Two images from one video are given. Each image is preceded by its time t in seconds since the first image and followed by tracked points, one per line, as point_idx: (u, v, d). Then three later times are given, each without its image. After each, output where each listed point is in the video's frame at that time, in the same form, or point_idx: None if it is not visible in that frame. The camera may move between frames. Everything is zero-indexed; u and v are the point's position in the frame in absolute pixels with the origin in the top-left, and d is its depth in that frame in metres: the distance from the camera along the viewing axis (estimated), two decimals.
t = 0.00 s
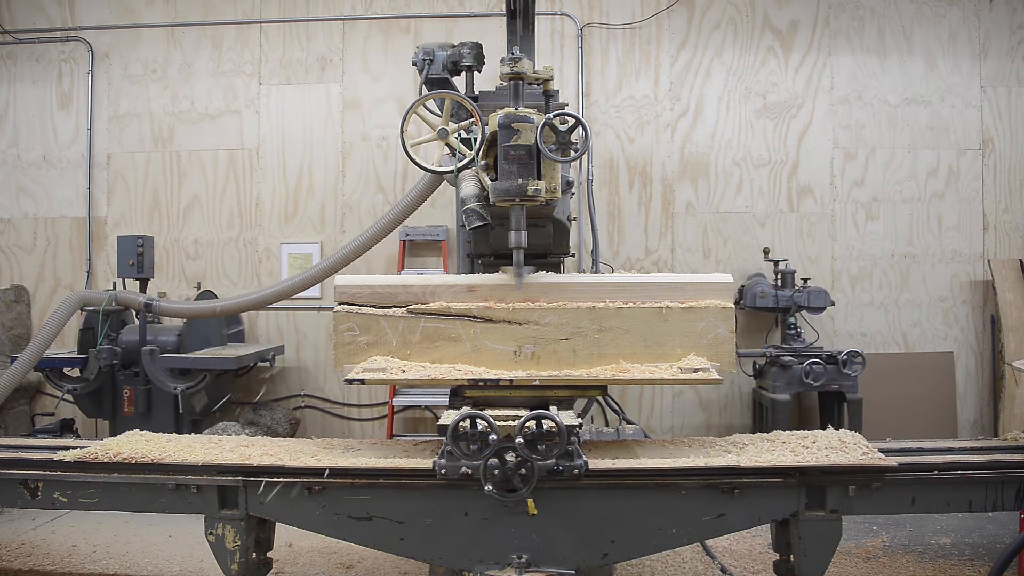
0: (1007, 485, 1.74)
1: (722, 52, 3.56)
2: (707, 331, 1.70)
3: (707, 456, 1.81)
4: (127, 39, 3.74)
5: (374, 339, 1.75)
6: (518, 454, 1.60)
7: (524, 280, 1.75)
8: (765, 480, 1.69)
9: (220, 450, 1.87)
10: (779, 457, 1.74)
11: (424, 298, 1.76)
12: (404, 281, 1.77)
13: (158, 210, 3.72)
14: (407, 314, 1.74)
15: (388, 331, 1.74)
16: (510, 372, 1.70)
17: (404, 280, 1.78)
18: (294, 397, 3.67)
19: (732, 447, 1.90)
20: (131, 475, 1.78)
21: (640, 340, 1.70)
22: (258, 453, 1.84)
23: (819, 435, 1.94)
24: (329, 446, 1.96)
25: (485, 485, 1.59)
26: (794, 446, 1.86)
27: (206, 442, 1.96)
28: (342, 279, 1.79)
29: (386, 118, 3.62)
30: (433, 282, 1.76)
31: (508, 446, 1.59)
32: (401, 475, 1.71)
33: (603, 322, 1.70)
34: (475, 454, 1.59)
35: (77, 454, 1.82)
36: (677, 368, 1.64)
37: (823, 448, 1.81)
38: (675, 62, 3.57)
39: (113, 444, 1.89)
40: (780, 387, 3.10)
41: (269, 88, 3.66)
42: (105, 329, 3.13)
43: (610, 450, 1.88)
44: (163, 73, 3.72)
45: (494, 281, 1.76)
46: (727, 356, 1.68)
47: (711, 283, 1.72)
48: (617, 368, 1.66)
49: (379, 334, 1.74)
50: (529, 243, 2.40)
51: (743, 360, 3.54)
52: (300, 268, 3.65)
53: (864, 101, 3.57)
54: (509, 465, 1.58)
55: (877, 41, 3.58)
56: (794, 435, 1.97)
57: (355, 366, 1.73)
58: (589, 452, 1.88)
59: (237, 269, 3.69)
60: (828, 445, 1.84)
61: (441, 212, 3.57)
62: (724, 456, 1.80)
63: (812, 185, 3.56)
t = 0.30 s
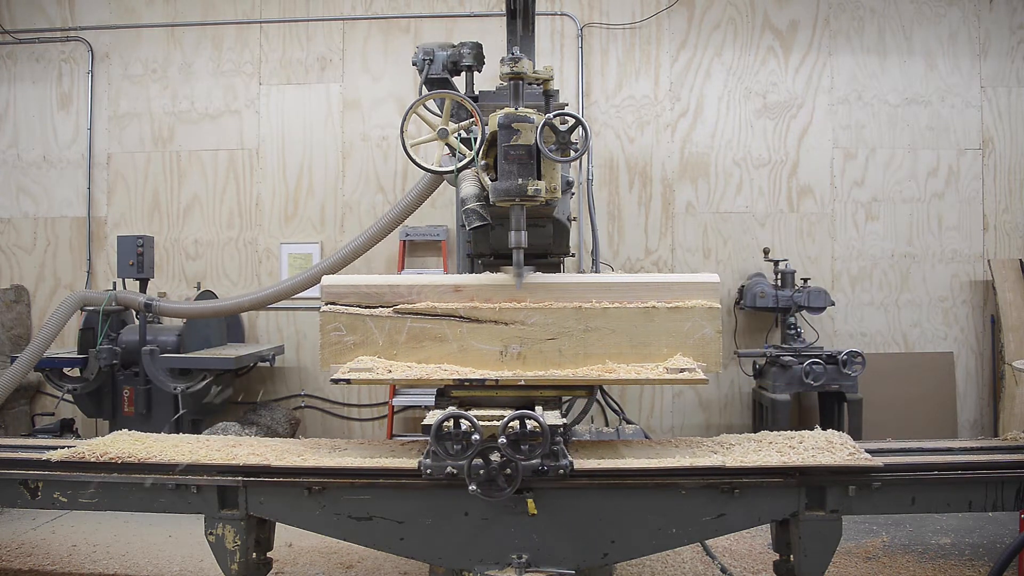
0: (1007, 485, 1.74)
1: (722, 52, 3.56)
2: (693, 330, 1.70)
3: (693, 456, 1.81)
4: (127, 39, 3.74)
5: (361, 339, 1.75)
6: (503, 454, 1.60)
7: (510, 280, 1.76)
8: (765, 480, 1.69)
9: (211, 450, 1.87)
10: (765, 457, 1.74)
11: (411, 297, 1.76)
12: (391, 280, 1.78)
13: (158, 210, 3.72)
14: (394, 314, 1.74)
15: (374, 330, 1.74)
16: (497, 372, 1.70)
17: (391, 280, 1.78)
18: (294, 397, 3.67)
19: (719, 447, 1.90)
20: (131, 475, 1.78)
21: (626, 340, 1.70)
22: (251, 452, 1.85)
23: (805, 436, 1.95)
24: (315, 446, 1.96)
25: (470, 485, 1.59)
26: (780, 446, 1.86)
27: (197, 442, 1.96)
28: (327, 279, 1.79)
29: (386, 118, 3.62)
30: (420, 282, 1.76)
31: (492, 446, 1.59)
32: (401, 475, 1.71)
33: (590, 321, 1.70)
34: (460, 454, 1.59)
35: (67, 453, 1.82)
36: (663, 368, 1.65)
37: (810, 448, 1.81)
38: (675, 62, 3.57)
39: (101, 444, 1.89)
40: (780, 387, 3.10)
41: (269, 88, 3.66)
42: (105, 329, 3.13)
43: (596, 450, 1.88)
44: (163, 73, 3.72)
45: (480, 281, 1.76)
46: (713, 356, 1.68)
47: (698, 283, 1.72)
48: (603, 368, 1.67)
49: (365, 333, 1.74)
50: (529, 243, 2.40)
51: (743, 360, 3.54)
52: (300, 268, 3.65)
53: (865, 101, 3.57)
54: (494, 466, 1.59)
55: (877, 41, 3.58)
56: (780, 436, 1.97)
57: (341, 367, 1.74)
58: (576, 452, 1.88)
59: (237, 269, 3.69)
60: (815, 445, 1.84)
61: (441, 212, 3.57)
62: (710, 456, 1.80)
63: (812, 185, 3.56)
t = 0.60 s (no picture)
0: (1007, 485, 1.74)
1: (722, 52, 3.57)
2: (680, 330, 1.70)
3: (679, 456, 1.81)
4: (127, 39, 3.74)
5: (347, 339, 1.75)
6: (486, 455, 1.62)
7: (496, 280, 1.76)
8: (765, 480, 1.70)
9: (202, 450, 1.87)
10: (753, 457, 1.74)
11: (398, 298, 1.77)
12: (377, 281, 1.78)
13: (158, 210, 3.72)
14: (380, 314, 1.74)
15: (360, 330, 1.74)
16: (483, 372, 1.70)
17: (378, 280, 1.78)
18: (294, 397, 3.67)
19: (706, 447, 1.90)
20: (130, 475, 1.78)
21: (611, 340, 1.70)
22: (246, 452, 1.85)
23: (792, 436, 1.95)
24: (302, 446, 1.96)
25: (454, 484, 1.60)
26: (768, 446, 1.86)
27: (188, 443, 1.96)
28: (314, 280, 1.80)
29: (386, 118, 3.62)
30: (406, 282, 1.77)
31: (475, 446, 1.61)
32: (402, 475, 1.71)
33: (577, 321, 1.70)
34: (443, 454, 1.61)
35: (56, 453, 1.82)
36: (650, 368, 1.65)
37: (797, 448, 1.81)
38: (675, 63, 3.57)
39: (89, 444, 1.89)
40: (780, 387, 3.10)
41: (269, 88, 3.66)
42: (105, 329, 3.13)
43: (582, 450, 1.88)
44: (163, 73, 3.72)
45: (466, 281, 1.77)
46: (699, 357, 1.68)
47: (684, 283, 1.72)
48: (589, 368, 1.67)
49: (352, 333, 1.74)
50: (529, 243, 2.40)
51: (743, 360, 3.54)
52: (299, 268, 3.65)
53: (865, 101, 3.57)
54: (478, 465, 1.60)
55: (877, 41, 3.58)
56: (767, 437, 1.97)
57: (327, 366, 1.73)
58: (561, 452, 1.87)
59: (237, 269, 3.69)
60: (802, 446, 1.84)
61: (441, 212, 3.57)
62: (697, 456, 1.79)
63: (812, 185, 3.56)
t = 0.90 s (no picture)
0: (1007, 485, 1.74)
1: (722, 52, 3.57)
2: (666, 330, 1.70)
3: (664, 456, 1.81)
4: (127, 39, 3.74)
5: (333, 339, 1.75)
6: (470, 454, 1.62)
7: (483, 280, 1.76)
8: (765, 480, 1.69)
9: (194, 450, 1.87)
10: (739, 457, 1.74)
11: (384, 298, 1.77)
12: (364, 280, 1.78)
13: (158, 210, 3.72)
14: (366, 314, 1.74)
15: (347, 331, 1.75)
16: (468, 372, 1.71)
17: (364, 280, 1.78)
18: (295, 397, 3.67)
19: (692, 447, 1.90)
20: (130, 475, 1.78)
21: (598, 340, 1.70)
22: (243, 453, 1.85)
23: (779, 436, 1.95)
24: (290, 446, 1.96)
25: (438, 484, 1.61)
26: (754, 446, 1.86)
27: (180, 443, 1.96)
28: (301, 280, 1.80)
29: (386, 118, 3.62)
30: (393, 282, 1.77)
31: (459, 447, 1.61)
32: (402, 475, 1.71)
33: (563, 321, 1.70)
34: (427, 454, 1.61)
35: (46, 454, 1.82)
36: (636, 368, 1.65)
37: (783, 448, 1.81)
38: (675, 63, 3.57)
39: (77, 444, 1.89)
40: (780, 387, 3.10)
41: (269, 88, 3.66)
42: (105, 329, 3.13)
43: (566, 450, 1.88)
44: (163, 73, 3.72)
45: (452, 281, 1.77)
46: (685, 357, 1.68)
47: (670, 283, 1.72)
48: (575, 368, 1.67)
49: (338, 333, 1.74)
50: (529, 243, 2.40)
51: (743, 360, 3.54)
52: (299, 268, 3.65)
53: (865, 101, 3.57)
54: (462, 465, 1.61)
55: (877, 40, 3.58)
56: (754, 437, 1.97)
57: (314, 367, 1.74)
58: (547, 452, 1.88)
59: (237, 269, 3.69)
60: (788, 446, 1.84)
61: (441, 212, 3.57)
62: (683, 456, 1.80)
63: (812, 185, 3.56)
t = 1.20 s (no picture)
0: (1007, 485, 1.74)
1: (722, 52, 3.57)
2: (653, 331, 1.70)
3: (650, 456, 1.81)
4: (128, 39, 3.74)
5: (320, 339, 1.75)
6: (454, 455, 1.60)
7: (469, 280, 1.76)
8: (765, 480, 1.70)
9: (186, 450, 1.87)
10: (724, 457, 1.75)
11: (371, 298, 1.77)
12: (351, 281, 1.78)
13: (158, 210, 3.72)
14: (353, 314, 1.75)
15: (334, 331, 1.75)
16: (455, 372, 1.71)
17: (350, 280, 1.78)
18: (295, 397, 3.67)
19: (678, 447, 1.90)
20: (130, 475, 1.78)
21: (584, 340, 1.70)
22: (241, 453, 1.85)
23: (765, 437, 1.95)
24: (276, 446, 1.96)
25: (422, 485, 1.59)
26: (740, 446, 1.86)
27: (172, 443, 1.96)
28: (288, 280, 1.80)
29: (386, 118, 3.62)
30: (379, 282, 1.77)
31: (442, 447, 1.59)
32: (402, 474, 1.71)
33: (549, 321, 1.70)
34: (410, 454, 1.59)
35: (42, 454, 1.82)
36: (622, 368, 1.65)
37: (769, 449, 1.81)
38: (675, 63, 3.57)
39: (68, 444, 1.89)
40: (780, 387, 3.10)
41: (269, 88, 3.66)
42: (105, 329, 3.14)
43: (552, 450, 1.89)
44: (163, 73, 3.72)
45: (439, 281, 1.77)
46: (671, 357, 1.68)
47: (656, 283, 1.72)
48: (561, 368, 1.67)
49: (324, 333, 1.75)
50: (529, 243, 2.40)
51: (743, 360, 3.54)
52: (299, 268, 3.64)
53: (865, 101, 3.57)
54: (446, 465, 1.59)
55: (877, 41, 3.58)
56: (741, 437, 1.97)
57: (301, 366, 1.74)
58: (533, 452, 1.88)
59: (237, 269, 3.69)
60: (775, 446, 1.84)
61: (440, 212, 3.57)
62: (667, 456, 1.80)
63: (812, 185, 3.56)
